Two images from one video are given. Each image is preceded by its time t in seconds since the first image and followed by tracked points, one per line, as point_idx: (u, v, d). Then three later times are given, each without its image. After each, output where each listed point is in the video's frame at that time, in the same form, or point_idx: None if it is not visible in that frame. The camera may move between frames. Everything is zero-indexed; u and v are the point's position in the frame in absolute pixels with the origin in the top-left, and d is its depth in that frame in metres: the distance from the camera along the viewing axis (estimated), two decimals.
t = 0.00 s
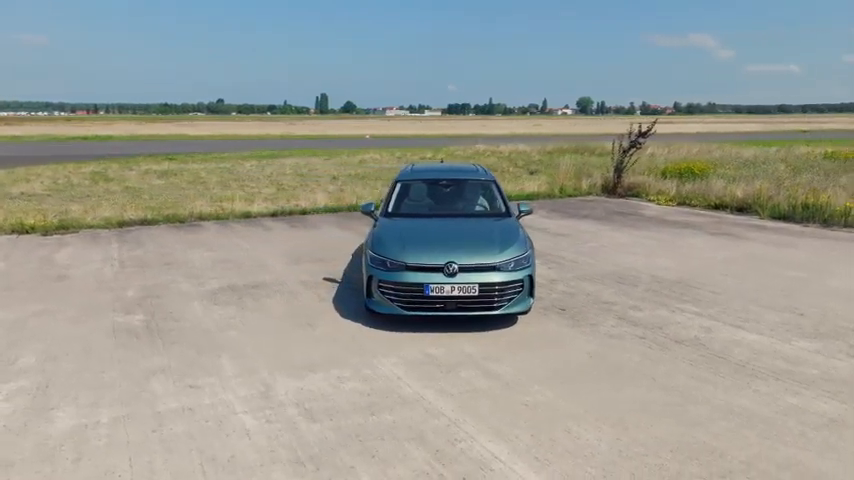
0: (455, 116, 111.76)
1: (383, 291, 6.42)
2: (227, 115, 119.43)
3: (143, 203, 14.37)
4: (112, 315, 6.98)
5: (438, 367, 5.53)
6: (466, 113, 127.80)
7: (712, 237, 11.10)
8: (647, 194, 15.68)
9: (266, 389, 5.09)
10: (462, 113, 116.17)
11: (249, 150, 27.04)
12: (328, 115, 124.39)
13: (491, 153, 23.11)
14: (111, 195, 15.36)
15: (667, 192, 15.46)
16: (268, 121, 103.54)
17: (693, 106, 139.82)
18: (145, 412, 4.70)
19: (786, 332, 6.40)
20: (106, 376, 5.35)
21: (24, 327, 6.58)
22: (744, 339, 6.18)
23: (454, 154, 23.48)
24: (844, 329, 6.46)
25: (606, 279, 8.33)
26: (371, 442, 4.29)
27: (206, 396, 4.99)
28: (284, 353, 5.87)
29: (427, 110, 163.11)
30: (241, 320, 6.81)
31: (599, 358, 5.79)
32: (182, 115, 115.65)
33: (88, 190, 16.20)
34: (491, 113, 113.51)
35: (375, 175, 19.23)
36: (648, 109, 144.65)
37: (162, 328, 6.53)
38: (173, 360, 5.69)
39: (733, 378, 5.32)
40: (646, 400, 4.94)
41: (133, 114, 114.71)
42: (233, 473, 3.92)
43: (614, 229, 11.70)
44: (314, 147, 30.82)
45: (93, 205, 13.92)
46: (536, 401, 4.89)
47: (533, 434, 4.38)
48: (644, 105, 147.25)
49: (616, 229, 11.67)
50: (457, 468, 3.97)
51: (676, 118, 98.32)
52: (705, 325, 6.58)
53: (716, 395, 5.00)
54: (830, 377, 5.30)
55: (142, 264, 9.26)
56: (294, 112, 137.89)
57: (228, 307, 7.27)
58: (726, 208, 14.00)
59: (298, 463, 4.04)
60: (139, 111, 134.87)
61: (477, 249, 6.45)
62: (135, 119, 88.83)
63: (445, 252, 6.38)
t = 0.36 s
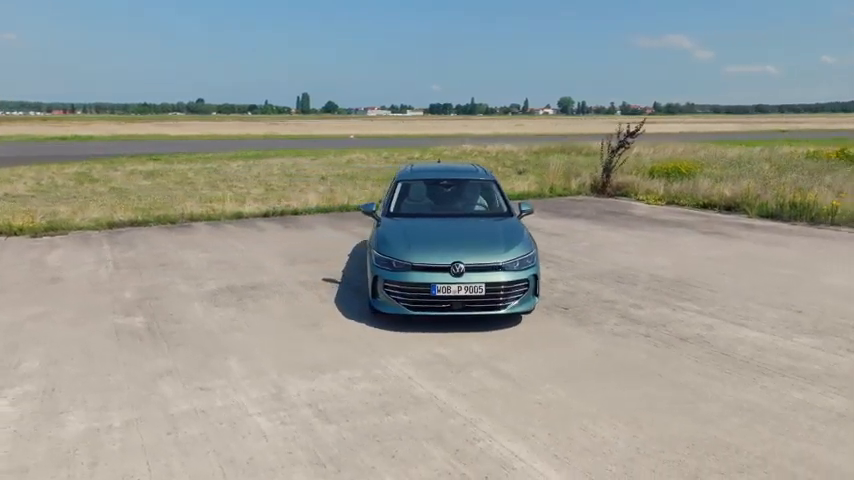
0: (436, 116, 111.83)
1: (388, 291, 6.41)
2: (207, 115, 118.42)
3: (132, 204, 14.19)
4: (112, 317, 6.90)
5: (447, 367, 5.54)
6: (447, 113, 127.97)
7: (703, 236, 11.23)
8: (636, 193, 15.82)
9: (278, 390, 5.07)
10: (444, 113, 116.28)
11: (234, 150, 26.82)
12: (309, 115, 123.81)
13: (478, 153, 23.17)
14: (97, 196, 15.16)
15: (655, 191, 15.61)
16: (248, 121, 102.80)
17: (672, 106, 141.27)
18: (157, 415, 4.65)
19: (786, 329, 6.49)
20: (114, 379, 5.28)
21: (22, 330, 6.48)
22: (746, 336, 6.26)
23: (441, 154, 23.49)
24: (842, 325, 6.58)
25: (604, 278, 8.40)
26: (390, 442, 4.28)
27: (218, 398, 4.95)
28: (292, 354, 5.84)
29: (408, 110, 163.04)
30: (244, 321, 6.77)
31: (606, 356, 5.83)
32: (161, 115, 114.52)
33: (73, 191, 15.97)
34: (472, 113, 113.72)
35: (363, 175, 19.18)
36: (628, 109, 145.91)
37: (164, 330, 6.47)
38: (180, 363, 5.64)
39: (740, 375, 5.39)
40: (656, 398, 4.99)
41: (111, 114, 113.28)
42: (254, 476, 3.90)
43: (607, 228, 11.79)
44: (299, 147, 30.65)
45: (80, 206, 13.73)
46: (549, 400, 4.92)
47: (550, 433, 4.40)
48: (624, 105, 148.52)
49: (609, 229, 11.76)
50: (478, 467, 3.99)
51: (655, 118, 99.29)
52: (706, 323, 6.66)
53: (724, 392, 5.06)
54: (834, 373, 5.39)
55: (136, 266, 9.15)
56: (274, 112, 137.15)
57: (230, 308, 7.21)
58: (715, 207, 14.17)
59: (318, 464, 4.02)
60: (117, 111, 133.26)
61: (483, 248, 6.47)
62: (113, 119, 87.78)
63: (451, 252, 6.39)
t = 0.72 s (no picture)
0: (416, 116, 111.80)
1: (396, 291, 6.41)
2: (185, 115, 117.21)
3: (120, 205, 14.01)
4: (113, 320, 6.81)
5: (459, 366, 5.55)
6: (427, 113, 127.96)
7: (695, 235, 11.36)
8: (624, 192, 15.96)
9: (292, 391, 5.04)
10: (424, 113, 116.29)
11: (217, 151, 26.57)
12: (288, 115, 123.07)
13: (465, 153, 23.20)
14: (83, 197, 14.94)
15: (643, 190, 15.76)
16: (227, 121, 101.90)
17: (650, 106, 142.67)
18: (172, 418, 4.60)
19: (787, 325, 6.59)
20: (122, 383, 5.21)
21: (23, 334, 6.36)
22: (750, 333, 6.35)
23: (428, 154, 23.48)
24: (841, 321, 6.70)
25: (603, 277, 8.46)
26: (411, 442, 4.28)
27: (232, 400, 4.91)
28: (301, 355, 5.81)
29: (389, 109, 162.72)
30: (248, 322, 6.72)
31: (614, 354, 5.88)
32: (138, 115, 113.04)
33: (58, 192, 15.72)
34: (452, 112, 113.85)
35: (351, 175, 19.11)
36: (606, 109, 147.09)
37: (168, 333, 6.40)
38: (188, 366, 5.58)
39: (748, 371, 5.47)
40: (669, 394, 5.05)
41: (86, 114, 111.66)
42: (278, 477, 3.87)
43: (600, 227, 11.88)
44: (282, 147, 30.45)
45: (67, 208, 13.52)
46: (563, 398, 4.94)
47: (569, 430, 4.43)
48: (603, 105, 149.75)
49: (602, 228, 11.85)
50: (503, 466, 4.00)
51: (634, 118, 100.16)
52: (709, 320, 6.74)
53: (735, 388, 5.13)
54: (838, 368, 5.49)
55: (131, 267, 9.04)
56: (252, 112, 136.14)
57: (232, 310, 7.16)
58: (703, 206, 14.35)
59: (342, 465, 4.00)
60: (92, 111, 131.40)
61: (490, 248, 6.49)
62: (89, 119, 86.54)
63: (459, 252, 6.40)
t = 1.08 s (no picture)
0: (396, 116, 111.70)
1: (404, 291, 6.40)
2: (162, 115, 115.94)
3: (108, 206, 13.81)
4: (116, 322, 6.71)
5: (471, 366, 5.55)
6: (407, 113, 127.98)
7: (687, 233, 11.49)
8: (613, 192, 16.08)
9: (307, 393, 5.01)
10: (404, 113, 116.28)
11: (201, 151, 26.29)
12: (267, 115, 122.30)
13: (452, 153, 23.23)
14: (69, 198, 14.70)
15: (632, 190, 15.90)
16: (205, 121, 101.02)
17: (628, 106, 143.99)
18: (190, 421, 4.54)
19: (788, 322, 6.69)
20: (134, 386, 5.13)
21: (24, 337, 6.25)
22: (753, 330, 6.44)
23: (415, 154, 23.46)
24: (840, 317, 6.82)
25: (603, 275, 8.52)
26: (434, 441, 4.28)
27: (247, 402, 4.86)
28: (311, 356, 5.78)
29: (368, 109, 162.37)
30: (254, 324, 6.66)
31: (623, 352, 5.92)
32: (114, 115, 111.57)
33: (42, 193, 15.45)
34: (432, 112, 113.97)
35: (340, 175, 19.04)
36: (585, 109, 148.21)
37: (174, 335, 6.32)
38: (199, 368, 5.52)
39: (756, 367, 5.54)
40: (682, 391, 5.10)
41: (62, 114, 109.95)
42: None
43: (593, 226, 11.96)
44: (266, 147, 30.22)
45: (54, 209, 13.30)
46: (579, 396, 4.97)
47: (589, 428, 4.46)
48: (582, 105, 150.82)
49: (595, 227, 11.93)
50: (528, 464, 4.01)
51: (612, 118, 101.17)
52: (712, 317, 6.82)
53: (746, 384, 5.20)
54: (843, 363, 5.59)
55: (127, 269, 8.92)
56: (231, 112, 135.03)
57: (236, 311, 7.09)
58: (691, 205, 14.51)
59: (367, 466, 3.99)
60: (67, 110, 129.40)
61: (497, 247, 6.51)
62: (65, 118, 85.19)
63: (466, 251, 6.41)
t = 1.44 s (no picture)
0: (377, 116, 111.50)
1: (412, 291, 6.39)
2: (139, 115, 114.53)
3: (96, 207, 13.61)
4: (119, 325, 6.62)
5: (484, 366, 5.57)
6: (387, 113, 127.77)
7: (680, 232, 11.62)
8: (602, 191, 16.21)
9: (324, 394, 4.98)
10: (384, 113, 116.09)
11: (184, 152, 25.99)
12: (246, 115, 121.30)
13: (439, 153, 23.24)
14: (55, 200, 14.45)
15: (621, 189, 16.04)
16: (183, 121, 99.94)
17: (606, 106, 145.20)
18: (208, 425, 4.49)
19: (789, 319, 6.80)
20: (146, 390, 5.06)
21: (27, 341, 6.14)
22: (757, 327, 6.53)
23: (401, 154, 23.44)
24: (839, 314, 6.94)
25: (603, 274, 8.58)
26: (458, 442, 4.28)
27: (265, 405, 4.82)
28: (323, 357, 5.74)
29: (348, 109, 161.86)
30: (260, 326, 6.61)
31: (633, 350, 5.97)
32: (90, 115, 109.98)
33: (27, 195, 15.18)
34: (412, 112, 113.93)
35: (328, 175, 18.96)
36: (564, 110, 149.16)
37: (181, 337, 6.25)
38: (210, 371, 5.46)
39: (765, 364, 5.62)
40: (695, 388, 5.15)
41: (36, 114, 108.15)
42: None
43: (587, 226, 12.04)
44: (250, 147, 29.99)
45: (41, 210, 13.07)
46: (596, 395, 5.00)
47: (610, 426, 4.49)
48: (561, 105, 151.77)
49: (589, 226, 12.01)
50: (554, 463, 4.03)
51: (591, 119, 101.85)
52: (715, 315, 6.90)
53: (756, 380, 5.27)
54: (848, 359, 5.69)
55: (124, 271, 8.80)
56: (209, 112, 133.80)
57: (240, 313, 7.03)
58: (680, 204, 14.68)
59: (394, 466, 3.98)
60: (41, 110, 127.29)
61: (505, 247, 6.53)
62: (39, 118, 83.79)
63: (474, 251, 6.42)
